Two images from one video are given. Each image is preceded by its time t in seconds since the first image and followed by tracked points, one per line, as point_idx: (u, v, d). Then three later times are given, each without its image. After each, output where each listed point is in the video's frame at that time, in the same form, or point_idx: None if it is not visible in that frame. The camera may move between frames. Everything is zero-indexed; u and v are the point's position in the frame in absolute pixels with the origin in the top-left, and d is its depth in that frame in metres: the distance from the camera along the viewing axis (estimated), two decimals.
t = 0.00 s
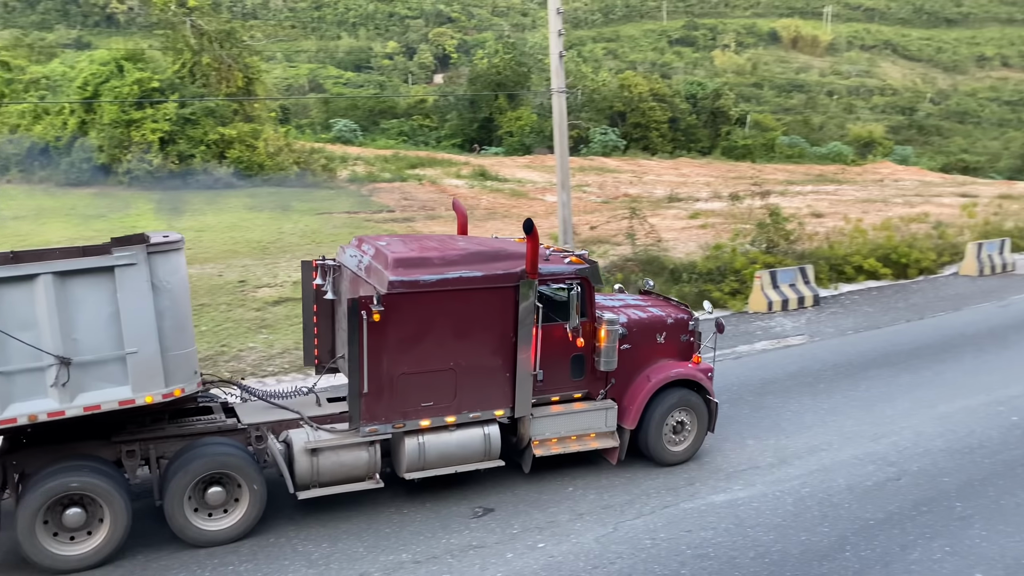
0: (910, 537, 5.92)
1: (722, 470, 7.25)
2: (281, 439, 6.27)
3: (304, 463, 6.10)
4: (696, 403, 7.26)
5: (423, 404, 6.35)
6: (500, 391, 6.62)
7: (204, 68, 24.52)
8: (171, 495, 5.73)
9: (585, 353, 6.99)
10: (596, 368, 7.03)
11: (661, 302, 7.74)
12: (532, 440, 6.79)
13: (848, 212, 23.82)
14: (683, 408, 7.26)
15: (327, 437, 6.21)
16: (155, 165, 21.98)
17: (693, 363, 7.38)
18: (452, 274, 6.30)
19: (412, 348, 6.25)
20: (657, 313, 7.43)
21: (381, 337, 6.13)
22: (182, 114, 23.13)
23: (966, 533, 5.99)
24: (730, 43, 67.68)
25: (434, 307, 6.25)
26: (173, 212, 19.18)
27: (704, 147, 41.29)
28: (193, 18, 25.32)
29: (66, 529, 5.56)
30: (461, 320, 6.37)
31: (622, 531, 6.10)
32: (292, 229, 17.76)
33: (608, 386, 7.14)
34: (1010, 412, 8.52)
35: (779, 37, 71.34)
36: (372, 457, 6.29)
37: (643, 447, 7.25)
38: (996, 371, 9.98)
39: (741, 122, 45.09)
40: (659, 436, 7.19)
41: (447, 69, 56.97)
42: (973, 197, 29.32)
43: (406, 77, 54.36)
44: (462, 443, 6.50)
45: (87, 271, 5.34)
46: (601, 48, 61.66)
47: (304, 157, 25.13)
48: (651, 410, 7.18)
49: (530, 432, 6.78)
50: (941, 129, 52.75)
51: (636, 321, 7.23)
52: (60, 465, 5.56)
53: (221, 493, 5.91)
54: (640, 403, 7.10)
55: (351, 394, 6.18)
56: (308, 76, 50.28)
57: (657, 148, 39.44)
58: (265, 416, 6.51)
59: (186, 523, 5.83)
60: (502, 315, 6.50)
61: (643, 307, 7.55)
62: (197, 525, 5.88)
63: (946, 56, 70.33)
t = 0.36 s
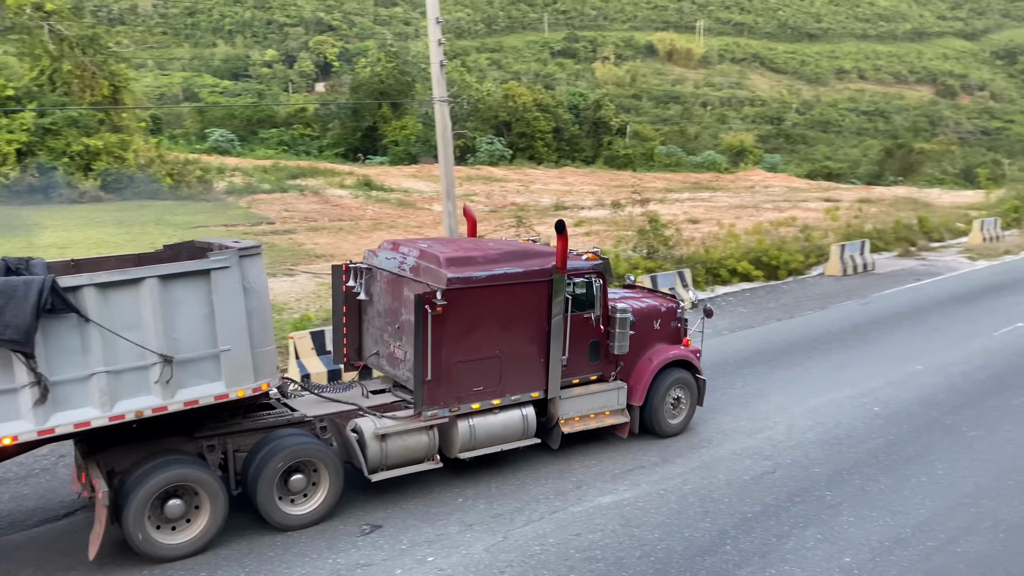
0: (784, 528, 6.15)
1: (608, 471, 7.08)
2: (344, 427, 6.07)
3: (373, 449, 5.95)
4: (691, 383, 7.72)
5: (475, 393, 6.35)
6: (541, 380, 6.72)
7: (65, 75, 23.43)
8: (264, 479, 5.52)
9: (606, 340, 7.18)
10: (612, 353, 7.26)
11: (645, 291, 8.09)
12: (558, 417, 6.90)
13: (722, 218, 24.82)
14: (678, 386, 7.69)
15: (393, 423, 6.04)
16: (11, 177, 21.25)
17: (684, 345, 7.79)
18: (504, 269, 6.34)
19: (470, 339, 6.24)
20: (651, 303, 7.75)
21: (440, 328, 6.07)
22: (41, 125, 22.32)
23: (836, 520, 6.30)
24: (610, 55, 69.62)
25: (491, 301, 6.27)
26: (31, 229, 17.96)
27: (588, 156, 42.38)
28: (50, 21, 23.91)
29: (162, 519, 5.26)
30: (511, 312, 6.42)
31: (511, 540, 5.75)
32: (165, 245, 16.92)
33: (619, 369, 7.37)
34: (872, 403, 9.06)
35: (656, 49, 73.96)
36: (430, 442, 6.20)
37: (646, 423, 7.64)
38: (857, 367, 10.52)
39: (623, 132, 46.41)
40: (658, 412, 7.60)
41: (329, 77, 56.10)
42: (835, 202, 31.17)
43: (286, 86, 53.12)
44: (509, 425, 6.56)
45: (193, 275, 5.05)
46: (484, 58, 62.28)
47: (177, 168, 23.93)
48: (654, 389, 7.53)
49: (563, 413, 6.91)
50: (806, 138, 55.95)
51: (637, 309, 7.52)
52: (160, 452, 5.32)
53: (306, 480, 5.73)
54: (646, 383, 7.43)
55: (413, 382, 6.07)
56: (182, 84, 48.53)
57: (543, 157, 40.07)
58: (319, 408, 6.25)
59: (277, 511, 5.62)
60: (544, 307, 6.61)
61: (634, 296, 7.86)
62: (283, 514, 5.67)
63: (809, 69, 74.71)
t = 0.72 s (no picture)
0: (705, 527, 6.29)
1: (533, 478, 7.06)
2: (426, 404, 6.73)
3: (455, 422, 6.63)
4: (697, 360, 8.77)
5: (537, 372, 7.12)
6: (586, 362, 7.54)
7: None
8: (371, 449, 6.20)
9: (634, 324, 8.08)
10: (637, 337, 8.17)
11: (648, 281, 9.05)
12: (598, 394, 7.77)
13: (641, 224, 25.33)
14: (688, 364, 8.68)
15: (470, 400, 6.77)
16: None
17: (691, 328, 8.76)
18: (559, 261, 7.12)
19: (535, 324, 6.99)
20: (662, 291, 8.71)
21: (509, 315, 6.79)
22: None
23: (755, 518, 6.47)
24: (529, 64, 70.27)
25: (552, 289, 7.04)
26: None
27: (509, 164, 42.79)
28: None
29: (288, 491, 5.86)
30: (564, 299, 7.21)
31: (439, 551, 5.68)
32: (71, 258, 16.19)
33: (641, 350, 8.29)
34: (786, 402, 9.38)
35: (573, 59, 75.07)
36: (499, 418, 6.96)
37: (661, 397, 8.65)
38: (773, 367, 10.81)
39: (543, 140, 46.89)
40: (671, 387, 8.60)
41: (243, 86, 54.89)
42: (747, 208, 32.17)
43: (199, 94, 51.69)
44: (559, 401, 7.39)
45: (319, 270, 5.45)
46: (403, 66, 62.04)
47: (82, 180, 22.90)
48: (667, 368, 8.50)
49: (602, 390, 7.78)
50: (719, 146, 57.58)
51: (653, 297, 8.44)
52: (278, 431, 5.87)
53: (401, 452, 6.50)
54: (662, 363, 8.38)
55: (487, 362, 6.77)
56: (87, 92, 46.75)
57: (464, 166, 40.23)
58: (396, 391, 6.93)
59: (383, 481, 6.34)
60: (586, 295, 7.42)
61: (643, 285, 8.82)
62: (384, 483, 6.38)
63: (720, 79, 76.95)
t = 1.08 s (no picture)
0: (657, 529, 6.35)
1: (485, 485, 7.05)
2: (497, 381, 7.73)
3: (523, 396, 7.67)
4: (708, 343, 10.02)
5: (586, 352, 8.22)
6: (621, 343, 8.65)
7: None
8: (457, 423, 7.19)
9: (658, 311, 9.27)
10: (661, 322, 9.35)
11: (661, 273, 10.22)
12: (631, 373, 8.96)
13: (590, 231, 25.55)
14: (700, 345, 9.96)
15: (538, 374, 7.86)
16: None
17: (701, 316, 10.06)
18: (602, 256, 8.15)
19: (585, 311, 8.05)
20: (675, 283, 9.95)
21: (566, 303, 7.84)
22: None
23: (704, 519, 6.56)
24: (476, 71, 70.36)
25: (597, 280, 8.09)
26: None
27: (458, 172, 42.86)
28: None
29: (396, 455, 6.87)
30: (604, 289, 8.27)
31: (391, 561, 5.62)
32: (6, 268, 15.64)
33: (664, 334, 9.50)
34: (732, 404, 9.54)
35: (520, 67, 75.42)
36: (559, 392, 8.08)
37: (678, 375, 9.88)
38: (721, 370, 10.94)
39: (491, 147, 46.92)
40: (688, 364, 9.86)
41: (185, 92, 53.84)
42: (693, 214, 32.65)
43: (139, 101, 50.50)
44: (602, 378, 8.50)
45: (419, 263, 6.14)
46: (349, 73, 61.60)
47: (16, 188, 22.14)
48: (683, 350, 9.74)
49: (637, 368, 8.98)
50: (665, 154, 58.37)
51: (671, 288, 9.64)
52: (384, 403, 6.80)
53: (481, 424, 7.54)
54: (680, 345, 9.62)
55: (547, 344, 7.84)
56: (20, 99, 45.29)
57: (413, 173, 40.11)
58: (466, 370, 7.91)
59: (469, 448, 7.36)
60: (623, 285, 8.50)
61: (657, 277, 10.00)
62: (472, 449, 7.42)
63: (665, 88, 78.10)
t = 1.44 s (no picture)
0: (615, 534, 6.40)
1: (443, 495, 7.03)
2: (557, 358, 9.03)
3: (580, 372, 9.00)
4: (720, 327, 11.49)
5: (627, 335, 9.60)
6: (652, 327, 10.03)
7: None
8: (530, 391, 8.41)
9: (682, 299, 10.63)
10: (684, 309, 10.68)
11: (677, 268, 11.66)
12: (662, 353, 10.34)
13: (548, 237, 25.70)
14: (713, 330, 11.37)
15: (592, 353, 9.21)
16: None
17: (712, 304, 11.51)
18: (639, 250, 9.54)
19: (627, 299, 9.43)
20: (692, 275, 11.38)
21: (615, 291, 9.23)
22: None
23: (662, 523, 6.62)
24: (433, 78, 70.32)
25: (637, 272, 9.47)
26: None
27: (416, 179, 42.73)
28: None
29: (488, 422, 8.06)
30: (641, 279, 9.65)
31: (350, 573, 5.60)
32: None
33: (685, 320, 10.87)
34: (689, 408, 9.65)
35: (478, 75, 75.54)
36: (607, 369, 9.42)
37: (696, 356, 11.32)
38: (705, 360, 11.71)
39: (449, 154, 46.85)
40: (703, 346, 11.27)
41: (137, 99, 52.92)
42: (650, 220, 33.02)
43: (88, 107, 49.49)
44: (639, 357, 9.93)
45: (505, 257, 7.77)
46: (305, 80, 61.13)
47: None
48: (699, 334, 11.18)
49: (665, 349, 10.35)
50: (621, 161, 58.86)
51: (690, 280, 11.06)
52: (473, 374, 8.01)
53: (550, 395, 8.79)
54: (697, 330, 11.04)
55: (599, 327, 9.21)
56: None
57: (370, 180, 39.87)
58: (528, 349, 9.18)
59: (542, 415, 8.67)
60: (656, 276, 9.91)
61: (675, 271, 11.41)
62: (544, 416, 8.71)
63: (621, 96, 78.85)
